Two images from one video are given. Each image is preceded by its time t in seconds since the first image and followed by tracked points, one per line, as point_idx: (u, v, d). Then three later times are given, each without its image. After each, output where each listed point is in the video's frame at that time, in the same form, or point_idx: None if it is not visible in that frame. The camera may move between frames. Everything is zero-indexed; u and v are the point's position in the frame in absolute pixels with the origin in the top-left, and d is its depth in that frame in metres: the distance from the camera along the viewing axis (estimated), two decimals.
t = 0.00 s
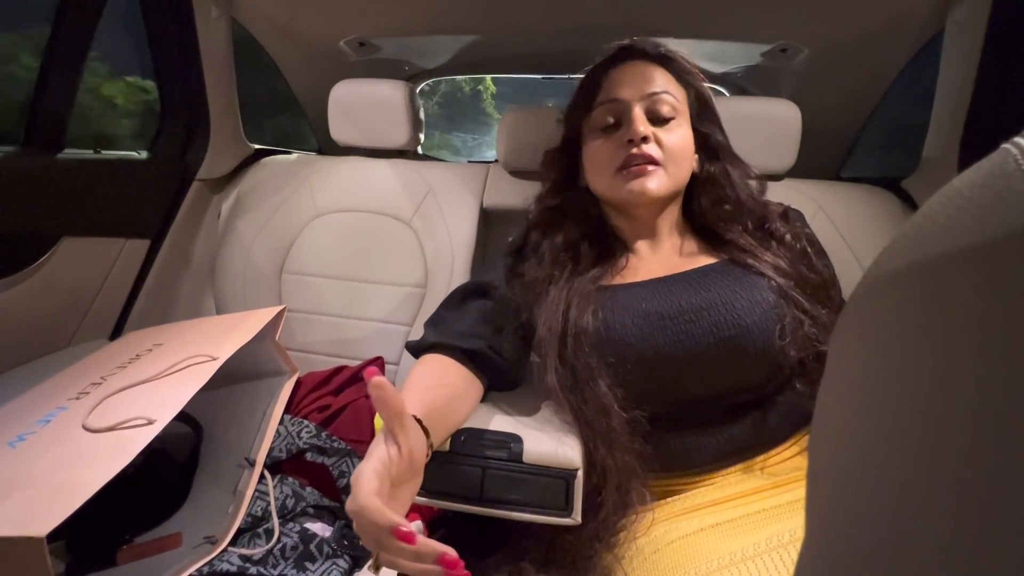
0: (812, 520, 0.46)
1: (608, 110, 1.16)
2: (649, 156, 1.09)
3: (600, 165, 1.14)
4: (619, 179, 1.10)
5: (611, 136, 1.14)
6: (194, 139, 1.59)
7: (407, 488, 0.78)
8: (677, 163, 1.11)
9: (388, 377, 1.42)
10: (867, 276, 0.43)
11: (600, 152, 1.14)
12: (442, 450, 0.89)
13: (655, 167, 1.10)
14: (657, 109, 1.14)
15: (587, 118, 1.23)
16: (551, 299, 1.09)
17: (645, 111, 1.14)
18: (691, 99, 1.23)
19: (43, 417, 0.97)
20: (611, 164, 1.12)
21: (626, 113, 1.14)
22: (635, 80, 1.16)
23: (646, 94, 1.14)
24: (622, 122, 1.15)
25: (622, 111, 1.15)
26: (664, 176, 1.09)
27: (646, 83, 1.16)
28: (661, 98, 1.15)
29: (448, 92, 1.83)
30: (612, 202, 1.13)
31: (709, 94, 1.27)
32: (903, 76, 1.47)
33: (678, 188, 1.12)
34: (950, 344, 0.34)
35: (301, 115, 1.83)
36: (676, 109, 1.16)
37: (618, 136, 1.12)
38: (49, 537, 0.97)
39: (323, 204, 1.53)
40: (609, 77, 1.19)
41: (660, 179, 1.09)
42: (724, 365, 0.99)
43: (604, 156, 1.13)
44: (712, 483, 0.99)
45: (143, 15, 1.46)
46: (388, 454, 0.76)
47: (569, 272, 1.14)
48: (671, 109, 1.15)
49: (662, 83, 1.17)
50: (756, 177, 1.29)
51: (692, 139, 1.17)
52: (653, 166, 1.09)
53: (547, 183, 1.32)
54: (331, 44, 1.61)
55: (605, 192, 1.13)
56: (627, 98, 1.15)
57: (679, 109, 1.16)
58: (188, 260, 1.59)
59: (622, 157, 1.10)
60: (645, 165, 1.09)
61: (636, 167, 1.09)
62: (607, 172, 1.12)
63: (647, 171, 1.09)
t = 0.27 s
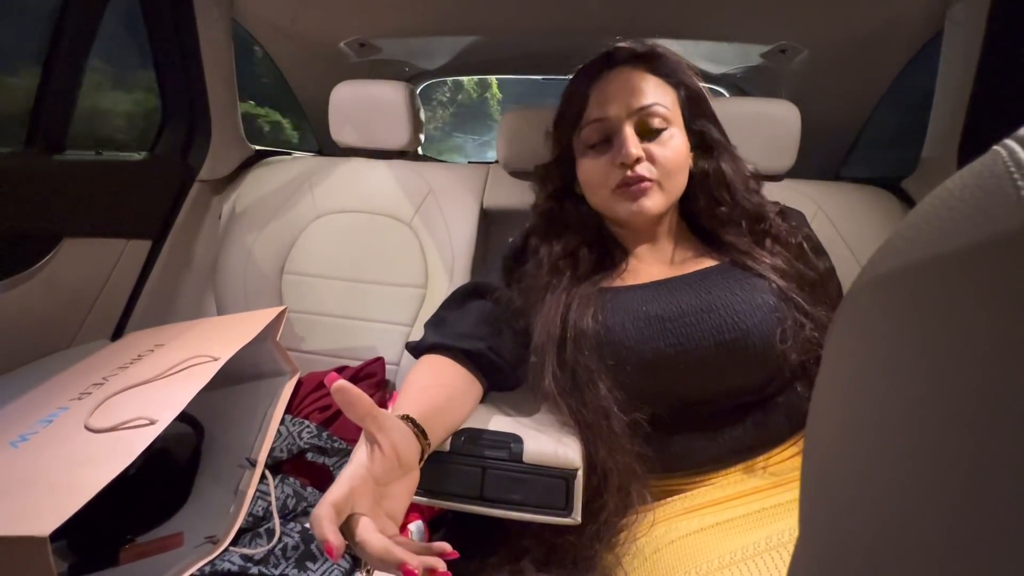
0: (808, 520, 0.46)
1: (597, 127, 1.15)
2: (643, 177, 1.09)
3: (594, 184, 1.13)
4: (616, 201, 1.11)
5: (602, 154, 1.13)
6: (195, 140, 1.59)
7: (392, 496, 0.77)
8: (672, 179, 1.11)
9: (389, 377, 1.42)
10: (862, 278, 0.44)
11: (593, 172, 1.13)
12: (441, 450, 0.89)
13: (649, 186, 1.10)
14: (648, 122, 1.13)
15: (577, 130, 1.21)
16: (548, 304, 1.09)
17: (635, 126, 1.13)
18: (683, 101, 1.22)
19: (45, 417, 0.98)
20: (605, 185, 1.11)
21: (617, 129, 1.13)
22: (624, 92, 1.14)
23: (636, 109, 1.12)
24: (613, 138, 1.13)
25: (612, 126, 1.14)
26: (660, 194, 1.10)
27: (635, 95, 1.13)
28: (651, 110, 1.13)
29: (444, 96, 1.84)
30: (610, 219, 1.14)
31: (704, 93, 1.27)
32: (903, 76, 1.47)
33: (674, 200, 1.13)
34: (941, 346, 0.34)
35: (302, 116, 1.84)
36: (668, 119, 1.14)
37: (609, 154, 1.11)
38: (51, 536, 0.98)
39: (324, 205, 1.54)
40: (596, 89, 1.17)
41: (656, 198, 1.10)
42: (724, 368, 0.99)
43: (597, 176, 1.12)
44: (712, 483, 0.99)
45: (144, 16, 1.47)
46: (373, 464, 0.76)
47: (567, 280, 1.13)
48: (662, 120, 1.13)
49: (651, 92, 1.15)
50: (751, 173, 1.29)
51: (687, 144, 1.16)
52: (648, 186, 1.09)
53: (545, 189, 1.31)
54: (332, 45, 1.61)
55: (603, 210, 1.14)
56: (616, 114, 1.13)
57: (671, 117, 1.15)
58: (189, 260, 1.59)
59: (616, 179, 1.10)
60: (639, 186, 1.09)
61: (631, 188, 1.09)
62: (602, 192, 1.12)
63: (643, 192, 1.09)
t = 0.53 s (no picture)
0: (807, 519, 0.46)
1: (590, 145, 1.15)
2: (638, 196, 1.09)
3: (590, 203, 1.14)
4: (614, 220, 1.12)
5: (597, 173, 1.13)
6: (197, 142, 1.60)
7: (388, 507, 0.76)
8: (669, 195, 1.12)
9: (390, 379, 1.42)
10: (862, 279, 0.44)
11: (588, 190, 1.14)
12: (441, 453, 0.89)
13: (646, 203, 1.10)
14: (641, 138, 1.13)
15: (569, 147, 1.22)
16: (543, 321, 1.09)
17: (628, 143, 1.13)
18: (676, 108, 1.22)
19: (48, 418, 0.98)
20: (601, 204, 1.12)
21: (610, 148, 1.13)
22: (615, 110, 1.14)
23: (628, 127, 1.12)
24: (607, 157, 1.14)
25: (606, 145, 1.14)
26: (657, 212, 1.11)
27: (627, 112, 1.14)
28: (644, 126, 1.13)
29: (443, 97, 1.84)
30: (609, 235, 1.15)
31: (700, 93, 1.25)
32: (902, 79, 1.48)
33: (672, 215, 1.14)
34: (938, 347, 0.34)
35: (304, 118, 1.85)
36: (661, 133, 1.14)
37: (604, 173, 1.12)
38: (53, 537, 0.98)
39: (324, 210, 1.54)
40: (587, 106, 1.17)
41: (653, 216, 1.11)
42: (724, 376, 0.99)
43: (593, 194, 1.13)
44: (714, 487, 0.99)
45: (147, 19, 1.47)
46: (366, 473, 0.75)
47: (563, 295, 1.12)
48: (655, 136, 1.14)
49: (642, 107, 1.15)
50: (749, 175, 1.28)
51: (683, 154, 1.17)
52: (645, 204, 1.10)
53: (540, 202, 1.29)
54: (333, 48, 1.62)
55: (601, 227, 1.15)
56: (608, 134, 1.13)
57: (665, 130, 1.15)
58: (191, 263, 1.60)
59: (611, 198, 1.10)
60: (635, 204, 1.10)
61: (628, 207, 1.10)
62: (599, 211, 1.13)
63: (640, 210, 1.10)
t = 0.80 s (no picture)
0: (809, 520, 0.46)
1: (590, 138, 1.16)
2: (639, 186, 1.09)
3: (591, 196, 1.14)
4: (614, 212, 1.11)
5: (597, 166, 1.14)
6: (199, 144, 1.60)
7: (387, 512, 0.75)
8: (670, 186, 1.12)
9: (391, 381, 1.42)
10: (864, 280, 0.44)
11: (589, 184, 1.14)
12: (441, 454, 0.89)
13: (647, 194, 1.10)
14: (642, 131, 1.14)
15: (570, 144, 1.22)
16: (546, 320, 1.09)
17: (629, 135, 1.14)
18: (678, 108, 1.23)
19: (48, 418, 0.98)
20: (602, 196, 1.12)
21: (610, 140, 1.14)
22: (616, 104, 1.15)
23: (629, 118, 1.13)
24: (607, 149, 1.15)
25: (607, 138, 1.15)
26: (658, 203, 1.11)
27: (627, 105, 1.15)
28: (644, 119, 1.14)
29: (443, 99, 1.84)
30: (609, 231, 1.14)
31: (699, 98, 1.27)
32: (903, 82, 1.48)
33: (673, 209, 1.13)
34: (941, 348, 0.34)
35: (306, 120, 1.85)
36: (662, 127, 1.15)
37: (604, 165, 1.12)
38: (53, 538, 0.98)
39: (326, 211, 1.55)
40: (588, 101, 1.18)
41: (653, 208, 1.10)
42: (725, 377, 0.99)
43: (594, 187, 1.13)
44: (716, 490, 0.99)
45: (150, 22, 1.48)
46: (365, 475, 0.75)
47: (564, 296, 1.12)
48: (655, 128, 1.14)
49: (642, 101, 1.16)
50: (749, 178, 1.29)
51: (683, 151, 1.17)
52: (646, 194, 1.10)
53: (543, 199, 1.30)
54: (335, 51, 1.62)
55: (602, 221, 1.15)
56: (609, 126, 1.14)
57: (665, 125, 1.16)
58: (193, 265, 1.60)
59: (612, 189, 1.10)
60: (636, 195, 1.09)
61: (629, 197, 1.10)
62: (601, 203, 1.13)
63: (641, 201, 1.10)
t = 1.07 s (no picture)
0: (808, 522, 0.46)
1: (600, 128, 1.16)
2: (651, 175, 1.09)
3: (599, 187, 1.14)
4: (622, 202, 1.11)
5: (606, 156, 1.14)
6: (201, 146, 1.61)
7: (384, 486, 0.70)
8: (678, 179, 1.12)
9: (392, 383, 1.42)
10: (862, 283, 0.44)
11: (597, 174, 1.14)
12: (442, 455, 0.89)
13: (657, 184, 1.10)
14: (650, 124, 1.15)
15: (577, 137, 1.22)
16: (548, 318, 1.09)
17: (639, 127, 1.14)
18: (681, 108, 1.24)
19: (50, 421, 0.98)
20: (611, 185, 1.12)
21: (620, 131, 1.14)
22: (626, 96, 1.15)
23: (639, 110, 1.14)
24: (616, 140, 1.15)
25: (616, 130, 1.15)
26: (668, 194, 1.11)
27: (637, 98, 1.15)
28: (653, 113, 1.15)
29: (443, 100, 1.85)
30: (615, 223, 1.14)
31: (700, 101, 1.28)
32: (903, 84, 1.48)
33: (679, 203, 1.14)
34: (938, 352, 0.34)
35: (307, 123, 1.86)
36: (669, 122, 1.16)
37: (614, 156, 1.12)
38: (55, 541, 0.98)
39: (328, 212, 1.55)
40: (597, 93, 1.19)
41: (664, 198, 1.10)
42: (726, 378, 0.99)
43: (602, 177, 1.13)
44: (717, 491, 0.99)
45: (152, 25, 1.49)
46: (359, 449, 0.68)
47: (566, 294, 1.13)
48: (664, 122, 1.15)
49: (650, 96, 1.17)
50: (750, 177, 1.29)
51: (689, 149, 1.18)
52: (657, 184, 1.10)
53: (544, 197, 1.31)
54: (336, 54, 1.63)
55: (608, 214, 1.14)
56: (619, 116, 1.14)
57: (672, 121, 1.17)
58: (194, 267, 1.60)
59: (623, 177, 1.10)
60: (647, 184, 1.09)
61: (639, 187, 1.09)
62: (609, 193, 1.12)
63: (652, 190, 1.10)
